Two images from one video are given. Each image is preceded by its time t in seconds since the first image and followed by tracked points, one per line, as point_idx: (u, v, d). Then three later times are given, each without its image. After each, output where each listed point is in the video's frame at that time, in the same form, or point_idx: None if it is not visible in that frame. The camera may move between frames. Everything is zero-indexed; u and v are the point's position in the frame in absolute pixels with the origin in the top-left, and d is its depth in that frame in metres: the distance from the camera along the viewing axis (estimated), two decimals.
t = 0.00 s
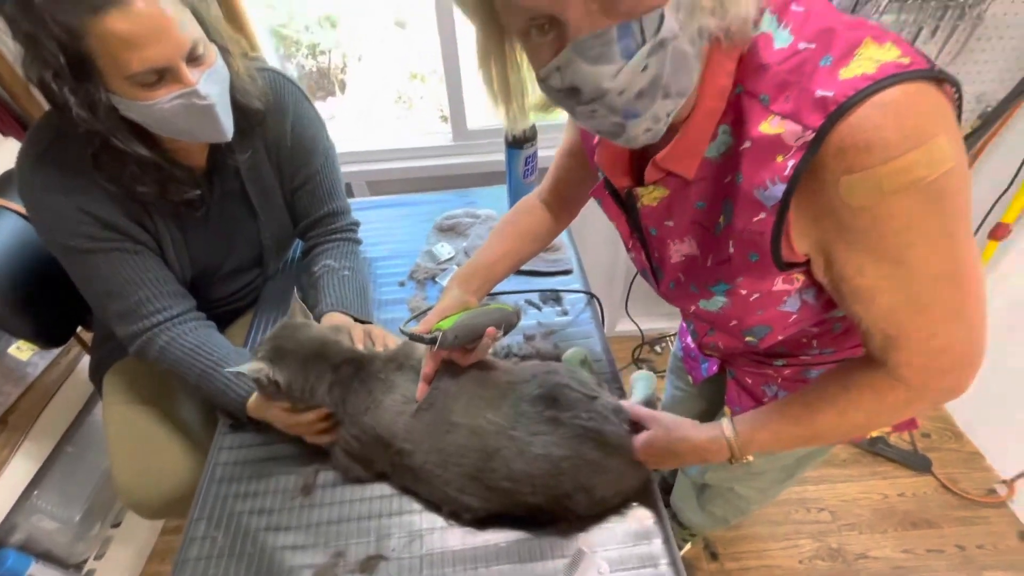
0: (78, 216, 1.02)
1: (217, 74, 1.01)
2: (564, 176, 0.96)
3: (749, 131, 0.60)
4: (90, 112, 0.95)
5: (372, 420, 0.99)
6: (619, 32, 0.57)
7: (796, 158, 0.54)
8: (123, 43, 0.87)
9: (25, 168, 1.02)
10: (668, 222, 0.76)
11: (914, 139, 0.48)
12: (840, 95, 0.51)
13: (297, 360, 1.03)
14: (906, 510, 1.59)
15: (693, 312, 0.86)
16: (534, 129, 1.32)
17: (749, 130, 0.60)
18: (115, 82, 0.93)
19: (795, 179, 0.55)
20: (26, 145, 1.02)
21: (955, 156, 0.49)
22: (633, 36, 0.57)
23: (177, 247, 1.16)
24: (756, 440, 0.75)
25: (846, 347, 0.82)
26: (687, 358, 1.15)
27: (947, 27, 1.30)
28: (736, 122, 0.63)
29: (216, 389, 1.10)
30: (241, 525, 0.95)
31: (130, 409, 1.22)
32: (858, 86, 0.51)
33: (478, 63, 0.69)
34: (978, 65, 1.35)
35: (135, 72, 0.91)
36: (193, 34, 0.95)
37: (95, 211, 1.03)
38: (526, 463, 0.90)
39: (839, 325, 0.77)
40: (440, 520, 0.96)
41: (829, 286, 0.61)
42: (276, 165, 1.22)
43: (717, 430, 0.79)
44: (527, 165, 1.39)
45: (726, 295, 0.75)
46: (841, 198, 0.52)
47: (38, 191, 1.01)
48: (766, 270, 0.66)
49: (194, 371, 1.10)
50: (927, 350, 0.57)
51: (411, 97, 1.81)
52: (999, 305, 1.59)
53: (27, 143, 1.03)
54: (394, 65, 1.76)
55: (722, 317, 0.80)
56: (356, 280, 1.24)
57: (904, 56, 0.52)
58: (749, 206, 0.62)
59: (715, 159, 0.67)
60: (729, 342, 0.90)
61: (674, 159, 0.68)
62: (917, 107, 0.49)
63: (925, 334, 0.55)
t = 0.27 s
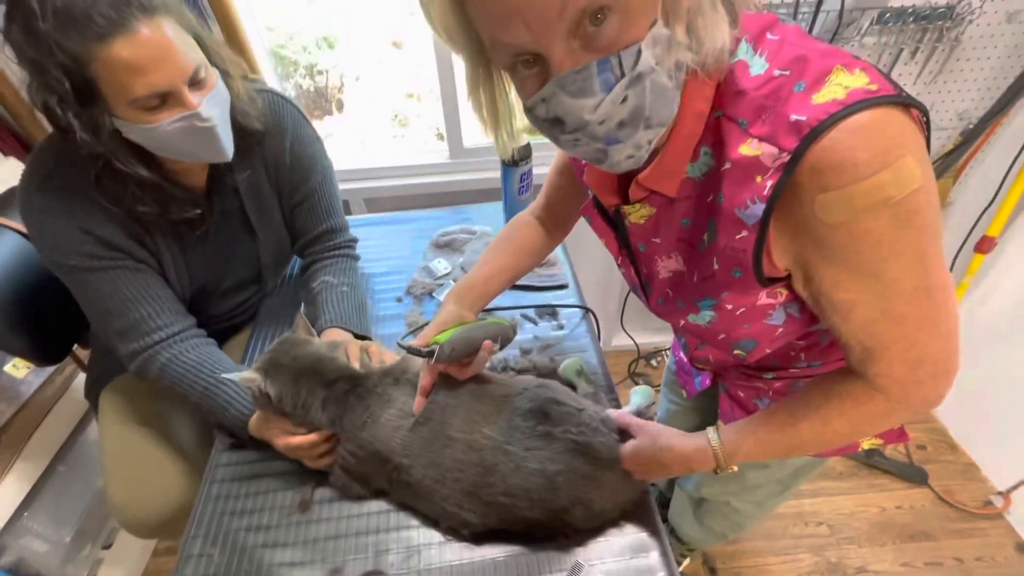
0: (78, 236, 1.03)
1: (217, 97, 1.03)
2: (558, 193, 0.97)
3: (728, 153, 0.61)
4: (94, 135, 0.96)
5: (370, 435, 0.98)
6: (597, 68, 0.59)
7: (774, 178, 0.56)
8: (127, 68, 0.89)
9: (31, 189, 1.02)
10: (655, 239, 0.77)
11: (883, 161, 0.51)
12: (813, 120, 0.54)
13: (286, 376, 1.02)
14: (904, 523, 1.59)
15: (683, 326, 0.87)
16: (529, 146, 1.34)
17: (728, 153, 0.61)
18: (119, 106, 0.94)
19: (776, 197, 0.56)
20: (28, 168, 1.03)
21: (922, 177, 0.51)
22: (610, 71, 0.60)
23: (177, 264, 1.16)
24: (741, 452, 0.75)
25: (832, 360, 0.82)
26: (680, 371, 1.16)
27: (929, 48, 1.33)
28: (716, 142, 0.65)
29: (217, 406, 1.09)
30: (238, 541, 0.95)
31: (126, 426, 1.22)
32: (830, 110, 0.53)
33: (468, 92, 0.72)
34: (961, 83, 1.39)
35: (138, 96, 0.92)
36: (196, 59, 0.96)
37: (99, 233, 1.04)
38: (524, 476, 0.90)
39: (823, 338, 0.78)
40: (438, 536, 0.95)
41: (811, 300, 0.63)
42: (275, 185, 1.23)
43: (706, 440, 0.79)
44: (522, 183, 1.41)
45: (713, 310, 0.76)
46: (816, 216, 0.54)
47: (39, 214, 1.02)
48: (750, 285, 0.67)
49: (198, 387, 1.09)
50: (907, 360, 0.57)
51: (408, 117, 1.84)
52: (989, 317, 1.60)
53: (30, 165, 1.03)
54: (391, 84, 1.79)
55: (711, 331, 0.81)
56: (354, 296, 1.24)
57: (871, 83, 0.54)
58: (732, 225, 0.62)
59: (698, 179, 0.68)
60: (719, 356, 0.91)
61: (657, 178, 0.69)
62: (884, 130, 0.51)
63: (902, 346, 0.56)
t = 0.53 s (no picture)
0: (78, 247, 1.03)
1: (217, 110, 1.03)
2: (557, 203, 0.97)
3: (719, 162, 0.62)
4: (94, 149, 0.97)
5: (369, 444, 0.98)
6: (568, 117, 0.59)
7: (762, 187, 0.57)
8: (127, 82, 0.89)
9: (29, 201, 1.02)
10: (650, 245, 0.78)
11: (866, 170, 0.51)
12: (800, 129, 0.55)
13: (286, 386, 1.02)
14: (904, 529, 1.59)
15: (678, 331, 0.87)
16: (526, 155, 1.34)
17: (718, 162, 0.62)
18: (119, 120, 0.94)
19: (764, 206, 0.57)
20: (27, 181, 1.03)
21: (905, 186, 0.52)
22: (584, 118, 0.60)
23: (176, 273, 1.16)
24: (736, 459, 0.75)
25: (828, 365, 0.83)
26: (677, 377, 1.16)
27: (919, 58, 1.35)
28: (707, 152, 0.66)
29: (219, 415, 1.09)
30: (236, 552, 0.94)
31: (124, 437, 1.21)
32: (815, 120, 0.54)
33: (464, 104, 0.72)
34: (952, 92, 1.40)
35: (138, 110, 0.92)
36: (196, 72, 0.97)
37: (100, 244, 1.04)
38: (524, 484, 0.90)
39: (819, 344, 0.79)
40: (437, 544, 0.95)
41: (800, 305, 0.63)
42: (274, 194, 1.24)
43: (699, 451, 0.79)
44: (520, 191, 1.42)
45: (707, 315, 0.77)
46: (807, 224, 0.55)
47: (36, 227, 1.01)
48: (742, 290, 0.68)
49: (200, 397, 1.09)
50: (896, 365, 0.57)
51: (405, 126, 1.85)
52: (984, 323, 1.61)
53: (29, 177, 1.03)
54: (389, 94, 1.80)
55: (705, 336, 0.82)
56: (353, 304, 1.25)
57: (857, 92, 0.55)
58: (722, 231, 0.64)
59: (691, 187, 0.69)
60: (716, 361, 0.91)
61: (649, 189, 0.70)
62: (869, 140, 0.52)
63: (891, 351, 0.57)
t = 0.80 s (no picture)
0: (74, 251, 1.02)
1: (213, 112, 1.03)
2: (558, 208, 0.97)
3: (718, 165, 0.62)
4: (89, 151, 0.96)
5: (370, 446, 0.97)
6: (539, 172, 0.64)
7: (762, 191, 0.57)
8: (123, 84, 0.89)
9: (23, 205, 1.02)
10: (650, 246, 0.78)
11: (864, 174, 0.51)
12: (800, 133, 0.54)
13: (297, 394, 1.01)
14: (904, 530, 1.59)
15: (678, 331, 0.87)
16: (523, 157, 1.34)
17: (718, 166, 0.62)
18: (115, 123, 0.94)
19: (765, 209, 0.57)
20: (22, 184, 1.02)
21: (903, 189, 0.52)
22: (555, 171, 0.63)
23: (173, 277, 1.15)
24: (747, 458, 0.75)
25: (828, 365, 0.82)
26: (678, 378, 1.16)
27: (914, 60, 1.35)
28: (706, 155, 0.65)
29: (216, 420, 1.08)
30: (235, 557, 0.93)
31: (120, 443, 1.20)
32: (815, 125, 0.54)
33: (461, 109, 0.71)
34: (947, 94, 1.41)
35: (134, 113, 0.92)
36: (192, 75, 0.96)
37: (95, 247, 1.03)
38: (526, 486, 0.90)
39: (819, 344, 0.78)
40: (438, 548, 0.95)
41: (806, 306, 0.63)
42: (272, 197, 1.23)
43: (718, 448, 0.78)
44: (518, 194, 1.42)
45: (707, 316, 0.77)
46: (809, 227, 0.54)
47: (33, 233, 1.01)
48: (741, 291, 0.68)
49: (197, 401, 1.08)
50: (903, 361, 0.57)
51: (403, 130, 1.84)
52: (981, 323, 1.61)
53: (23, 180, 1.02)
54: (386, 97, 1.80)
55: (705, 335, 0.82)
56: (353, 307, 1.25)
57: (855, 96, 0.55)
58: (721, 234, 0.64)
59: (690, 189, 0.69)
60: (716, 361, 0.90)
61: (653, 199, 0.70)
62: (868, 143, 0.52)
63: (896, 348, 0.56)
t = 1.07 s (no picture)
0: (68, 252, 1.01)
1: (208, 112, 1.02)
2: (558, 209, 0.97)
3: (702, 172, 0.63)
4: (82, 151, 0.95)
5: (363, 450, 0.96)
6: (524, 176, 0.63)
7: (742, 199, 0.58)
8: (116, 84, 0.88)
9: (15, 206, 1.00)
10: (640, 247, 0.78)
11: (838, 188, 0.51)
12: (778, 143, 0.54)
13: (288, 395, 0.99)
14: (900, 529, 1.59)
15: (670, 331, 0.87)
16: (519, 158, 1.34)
17: (703, 172, 0.63)
18: (108, 122, 0.93)
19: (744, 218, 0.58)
20: (13, 184, 1.01)
21: (875, 203, 0.51)
22: (540, 176, 0.63)
23: (166, 279, 1.14)
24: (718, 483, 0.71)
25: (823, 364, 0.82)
26: (677, 376, 1.15)
27: (908, 60, 1.35)
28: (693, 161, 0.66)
29: (209, 424, 1.07)
30: (228, 562, 0.92)
31: (114, 448, 1.19)
32: (793, 135, 0.54)
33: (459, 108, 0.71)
34: (942, 94, 1.41)
35: (128, 112, 0.91)
36: (186, 74, 0.96)
37: (86, 248, 1.02)
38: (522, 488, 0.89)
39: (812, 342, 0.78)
40: (434, 551, 0.94)
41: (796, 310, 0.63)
42: (268, 198, 1.22)
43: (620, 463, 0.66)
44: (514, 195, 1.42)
45: (691, 319, 0.77)
46: (787, 239, 0.54)
47: (25, 233, 1.00)
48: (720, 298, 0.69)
49: (190, 405, 1.07)
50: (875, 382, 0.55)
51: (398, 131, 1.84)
52: (976, 322, 1.62)
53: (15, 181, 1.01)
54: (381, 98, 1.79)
55: (694, 335, 0.81)
56: (349, 308, 1.24)
57: (836, 108, 0.54)
58: (705, 239, 0.65)
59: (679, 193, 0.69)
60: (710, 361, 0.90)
61: (640, 201, 0.71)
62: (848, 156, 0.52)
63: (872, 366, 0.54)
